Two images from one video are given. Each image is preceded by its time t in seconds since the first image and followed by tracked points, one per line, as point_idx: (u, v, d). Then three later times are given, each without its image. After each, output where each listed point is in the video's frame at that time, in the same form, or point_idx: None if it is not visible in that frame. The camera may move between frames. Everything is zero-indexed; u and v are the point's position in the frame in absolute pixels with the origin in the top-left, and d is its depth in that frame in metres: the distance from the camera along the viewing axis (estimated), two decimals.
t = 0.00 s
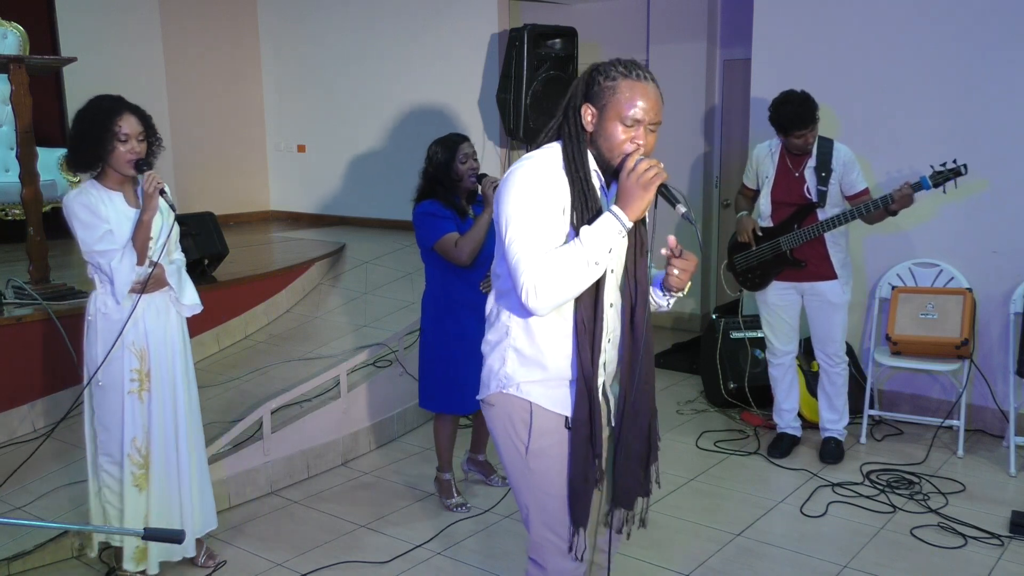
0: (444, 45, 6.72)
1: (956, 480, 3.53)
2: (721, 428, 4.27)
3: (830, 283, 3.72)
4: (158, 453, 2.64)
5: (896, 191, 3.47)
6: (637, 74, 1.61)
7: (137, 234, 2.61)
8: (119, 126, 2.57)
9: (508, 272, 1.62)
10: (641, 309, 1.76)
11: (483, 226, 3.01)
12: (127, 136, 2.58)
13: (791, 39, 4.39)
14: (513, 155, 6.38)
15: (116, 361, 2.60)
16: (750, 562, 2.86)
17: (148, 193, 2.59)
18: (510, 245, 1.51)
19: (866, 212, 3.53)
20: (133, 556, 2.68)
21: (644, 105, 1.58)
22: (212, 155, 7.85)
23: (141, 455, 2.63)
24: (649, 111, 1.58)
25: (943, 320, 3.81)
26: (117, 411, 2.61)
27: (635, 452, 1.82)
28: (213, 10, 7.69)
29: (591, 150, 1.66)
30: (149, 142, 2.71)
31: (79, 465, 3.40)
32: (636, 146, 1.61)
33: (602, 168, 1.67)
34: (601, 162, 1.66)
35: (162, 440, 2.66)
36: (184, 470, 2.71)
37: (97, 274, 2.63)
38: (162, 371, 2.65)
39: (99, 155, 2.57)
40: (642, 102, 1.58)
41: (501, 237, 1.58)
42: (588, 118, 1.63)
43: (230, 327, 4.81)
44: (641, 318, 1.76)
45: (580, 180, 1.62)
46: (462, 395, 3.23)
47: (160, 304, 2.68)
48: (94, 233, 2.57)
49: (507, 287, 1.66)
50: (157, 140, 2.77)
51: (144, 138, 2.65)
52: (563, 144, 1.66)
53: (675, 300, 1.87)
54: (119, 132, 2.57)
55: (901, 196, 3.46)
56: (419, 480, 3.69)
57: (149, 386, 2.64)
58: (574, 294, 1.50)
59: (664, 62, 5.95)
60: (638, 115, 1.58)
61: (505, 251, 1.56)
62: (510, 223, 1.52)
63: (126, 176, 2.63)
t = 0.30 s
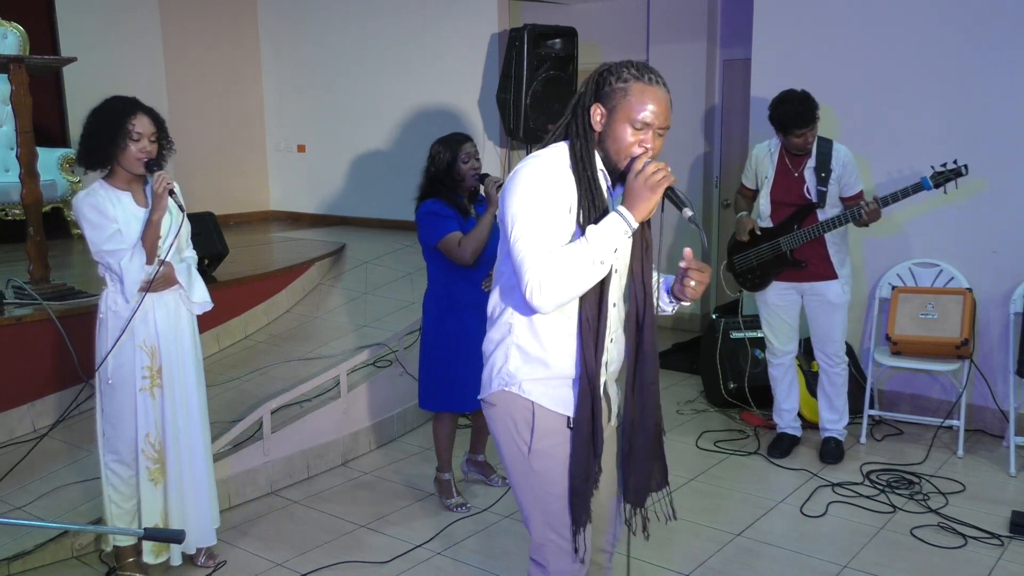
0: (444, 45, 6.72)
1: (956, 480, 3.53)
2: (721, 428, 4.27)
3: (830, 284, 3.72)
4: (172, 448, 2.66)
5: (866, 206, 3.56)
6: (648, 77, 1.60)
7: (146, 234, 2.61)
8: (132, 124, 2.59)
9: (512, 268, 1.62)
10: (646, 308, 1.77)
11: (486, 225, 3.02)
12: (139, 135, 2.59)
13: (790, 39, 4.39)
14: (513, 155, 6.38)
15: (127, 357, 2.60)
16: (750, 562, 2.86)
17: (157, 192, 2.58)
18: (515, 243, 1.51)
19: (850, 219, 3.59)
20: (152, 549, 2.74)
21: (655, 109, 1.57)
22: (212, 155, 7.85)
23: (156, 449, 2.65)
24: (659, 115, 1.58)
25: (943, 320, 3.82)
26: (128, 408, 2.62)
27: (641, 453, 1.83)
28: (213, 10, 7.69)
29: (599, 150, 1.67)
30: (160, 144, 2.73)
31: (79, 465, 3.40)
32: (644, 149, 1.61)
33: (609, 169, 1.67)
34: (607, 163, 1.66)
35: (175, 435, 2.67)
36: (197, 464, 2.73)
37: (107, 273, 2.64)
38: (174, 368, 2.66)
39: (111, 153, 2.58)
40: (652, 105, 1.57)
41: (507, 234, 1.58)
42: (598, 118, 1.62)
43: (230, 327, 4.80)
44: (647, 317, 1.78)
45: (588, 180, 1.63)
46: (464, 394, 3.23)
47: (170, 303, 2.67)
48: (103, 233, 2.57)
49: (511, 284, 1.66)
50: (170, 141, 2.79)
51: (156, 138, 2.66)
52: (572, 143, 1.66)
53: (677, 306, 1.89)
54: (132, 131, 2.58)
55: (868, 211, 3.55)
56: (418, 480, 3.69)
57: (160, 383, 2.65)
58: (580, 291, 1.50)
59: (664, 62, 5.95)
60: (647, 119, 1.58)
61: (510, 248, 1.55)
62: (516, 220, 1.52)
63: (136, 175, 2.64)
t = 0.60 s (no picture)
0: (444, 45, 6.72)
1: (956, 480, 3.53)
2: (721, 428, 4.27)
3: (831, 284, 3.72)
4: (178, 448, 2.65)
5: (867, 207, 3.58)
6: (652, 80, 1.59)
7: (155, 234, 2.60)
8: (144, 124, 2.60)
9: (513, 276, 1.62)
10: (651, 309, 1.76)
11: (491, 223, 2.99)
12: (151, 134, 2.60)
13: (790, 40, 4.39)
14: (513, 155, 6.38)
15: (135, 355, 2.61)
16: (750, 562, 2.86)
17: (165, 193, 2.59)
18: (516, 252, 1.51)
19: (852, 219, 3.59)
20: (154, 548, 2.75)
21: (660, 114, 1.57)
22: (211, 155, 7.85)
23: (161, 450, 2.64)
24: (664, 120, 1.58)
25: (943, 320, 3.81)
26: (135, 407, 2.62)
27: (643, 453, 1.83)
28: (213, 10, 7.69)
29: (599, 153, 1.66)
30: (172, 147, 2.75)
31: (78, 465, 3.40)
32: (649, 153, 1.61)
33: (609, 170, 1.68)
34: (607, 163, 1.67)
35: (182, 436, 2.66)
36: (205, 465, 2.73)
37: (117, 272, 2.64)
38: (183, 368, 2.66)
39: (120, 152, 2.58)
40: (657, 110, 1.57)
41: (507, 241, 1.58)
42: (603, 124, 1.61)
43: (230, 327, 4.80)
44: (653, 319, 1.77)
45: (590, 185, 1.63)
46: (468, 392, 3.23)
47: (178, 302, 2.67)
48: (111, 233, 2.58)
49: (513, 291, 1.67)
50: (181, 144, 2.80)
51: (166, 139, 2.67)
52: (571, 146, 1.65)
53: (683, 296, 1.91)
54: (144, 130, 2.59)
55: (871, 211, 3.57)
56: (418, 480, 3.69)
57: (168, 382, 2.64)
58: (579, 301, 1.50)
59: (664, 62, 5.95)
60: (653, 124, 1.58)
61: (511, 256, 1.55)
62: (516, 229, 1.52)
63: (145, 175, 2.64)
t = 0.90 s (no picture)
0: (444, 45, 6.72)
1: (956, 480, 3.53)
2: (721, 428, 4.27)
3: (832, 283, 3.73)
4: (179, 448, 2.65)
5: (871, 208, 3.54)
6: (653, 95, 1.58)
7: (157, 236, 2.60)
8: (151, 125, 2.59)
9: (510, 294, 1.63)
10: (649, 313, 1.76)
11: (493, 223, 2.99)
12: (157, 135, 2.59)
13: (790, 39, 4.39)
14: (513, 155, 6.39)
15: (136, 356, 2.61)
16: (749, 562, 2.86)
17: (168, 195, 2.57)
18: (514, 272, 1.51)
19: (857, 220, 3.57)
20: (156, 549, 2.74)
21: (662, 131, 1.58)
22: (212, 155, 7.86)
23: (162, 450, 2.64)
24: (664, 136, 1.59)
25: (943, 320, 3.81)
26: (136, 406, 2.63)
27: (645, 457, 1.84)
28: (213, 10, 7.70)
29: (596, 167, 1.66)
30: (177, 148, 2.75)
31: (79, 465, 3.40)
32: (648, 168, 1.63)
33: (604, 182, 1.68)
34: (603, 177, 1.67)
35: (183, 435, 2.66)
36: (208, 464, 2.73)
37: (118, 271, 2.65)
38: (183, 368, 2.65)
39: (126, 152, 2.58)
40: (660, 130, 1.58)
41: (502, 257, 1.58)
42: (604, 141, 1.61)
43: (230, 327, 4.81)
44: (650, 323, 1.77)
45: (588, 201, 1.63)
46: (471, 391, 3.23)
47: (179, 302, 2.66)
48: (113, 234, 2.58)
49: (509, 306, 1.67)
50: (186, 145, 2.79)
51: (173, 140, 2.66)
52: (568, 162, 1.63)
53: (694, 284, 1.89)
54: (150, 131, 2.59)
55: (875, 213, 3.54)
56: (419, 479, 3.70)
57: (168, 382, 2.64)
58: (577, 320, 1.50)
59: (664, 62, 5.95)
60: (654, 141, 1.59)
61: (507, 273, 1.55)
62: (513, 247, 1.51)
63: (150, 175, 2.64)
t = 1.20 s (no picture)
0: (444, 45, 6.72)
1: (956, 480, 3.53)
2: (721, 428, 4.27)
3: (835, 283, 3.74)
4: (173, 449, 2.64)
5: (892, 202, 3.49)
6: (643, 83, 1.59)
7: (150, 237, 2.59)
8: (149, 126, 2.59)
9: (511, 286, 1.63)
10: (649, 308, 1.76)
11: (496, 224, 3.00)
12: (155, 136, 2.60)
13: (791, 39, 4.39)
14: (513, 155, 6.39)
15: (131, 356, 2.61)
16: (750, 563, 2.86)
17: (161, 196, 2.56)
18: (515, 262, 1.51)
19: (868, 218, 3.53)
20: (150, 549, 2.74)
21: (651, 117, 1.57)
22: (212, 154, 7.85)
23: (157, 451, 2.63)
24: (655, 122, 1.57)
25: (943, 320, 3.81)
26: (132, 407, 2.63)
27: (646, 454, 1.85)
28: (213, 10, 7.70)
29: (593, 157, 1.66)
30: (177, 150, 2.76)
31: (79, 465, 3.40)
32: (641, 157, 1.61)
33: (604, 174, 1.67)
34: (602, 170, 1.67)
35: (178, 436, 2.65)
36: (208, 463, 2.73)
37: (114, 271, 2.65)
38: (176, 369, 2.64)
39: (124, 152, 2.59)
40: (650, 118, 1.57)
41: (503, 249, 1.58)
42: (592, 124, 1.61)
43: (230, 327, 4.80)
44: (651, 318, 1.76)
45: (586, 191, 1.62)
46: (472, 391, 3.23)
47: (174, 303, 2.66)
48: (109, 233, 2.58)
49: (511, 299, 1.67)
50: (187, 145, 2.79)
51: (172, 141, 2.66)
52: (565, 149, 1.65)
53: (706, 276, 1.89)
54: (148, 132, 2.59)
55: (897, 207, 3.48)
56: (419, 479, 3.70)
57: (163, 383, 2.64)
58: (577, 311, 1.49)
59: (664, 62, 5.95)
60: (643, 127, 1.57)
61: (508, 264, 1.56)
62: (515, 237, 1.52)
63: (148, 176, 2.64)
